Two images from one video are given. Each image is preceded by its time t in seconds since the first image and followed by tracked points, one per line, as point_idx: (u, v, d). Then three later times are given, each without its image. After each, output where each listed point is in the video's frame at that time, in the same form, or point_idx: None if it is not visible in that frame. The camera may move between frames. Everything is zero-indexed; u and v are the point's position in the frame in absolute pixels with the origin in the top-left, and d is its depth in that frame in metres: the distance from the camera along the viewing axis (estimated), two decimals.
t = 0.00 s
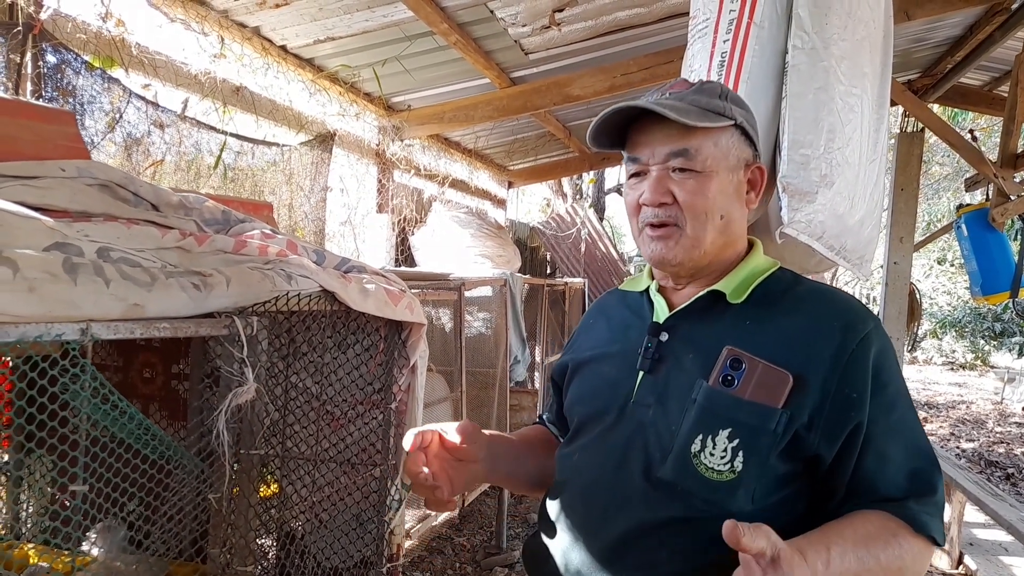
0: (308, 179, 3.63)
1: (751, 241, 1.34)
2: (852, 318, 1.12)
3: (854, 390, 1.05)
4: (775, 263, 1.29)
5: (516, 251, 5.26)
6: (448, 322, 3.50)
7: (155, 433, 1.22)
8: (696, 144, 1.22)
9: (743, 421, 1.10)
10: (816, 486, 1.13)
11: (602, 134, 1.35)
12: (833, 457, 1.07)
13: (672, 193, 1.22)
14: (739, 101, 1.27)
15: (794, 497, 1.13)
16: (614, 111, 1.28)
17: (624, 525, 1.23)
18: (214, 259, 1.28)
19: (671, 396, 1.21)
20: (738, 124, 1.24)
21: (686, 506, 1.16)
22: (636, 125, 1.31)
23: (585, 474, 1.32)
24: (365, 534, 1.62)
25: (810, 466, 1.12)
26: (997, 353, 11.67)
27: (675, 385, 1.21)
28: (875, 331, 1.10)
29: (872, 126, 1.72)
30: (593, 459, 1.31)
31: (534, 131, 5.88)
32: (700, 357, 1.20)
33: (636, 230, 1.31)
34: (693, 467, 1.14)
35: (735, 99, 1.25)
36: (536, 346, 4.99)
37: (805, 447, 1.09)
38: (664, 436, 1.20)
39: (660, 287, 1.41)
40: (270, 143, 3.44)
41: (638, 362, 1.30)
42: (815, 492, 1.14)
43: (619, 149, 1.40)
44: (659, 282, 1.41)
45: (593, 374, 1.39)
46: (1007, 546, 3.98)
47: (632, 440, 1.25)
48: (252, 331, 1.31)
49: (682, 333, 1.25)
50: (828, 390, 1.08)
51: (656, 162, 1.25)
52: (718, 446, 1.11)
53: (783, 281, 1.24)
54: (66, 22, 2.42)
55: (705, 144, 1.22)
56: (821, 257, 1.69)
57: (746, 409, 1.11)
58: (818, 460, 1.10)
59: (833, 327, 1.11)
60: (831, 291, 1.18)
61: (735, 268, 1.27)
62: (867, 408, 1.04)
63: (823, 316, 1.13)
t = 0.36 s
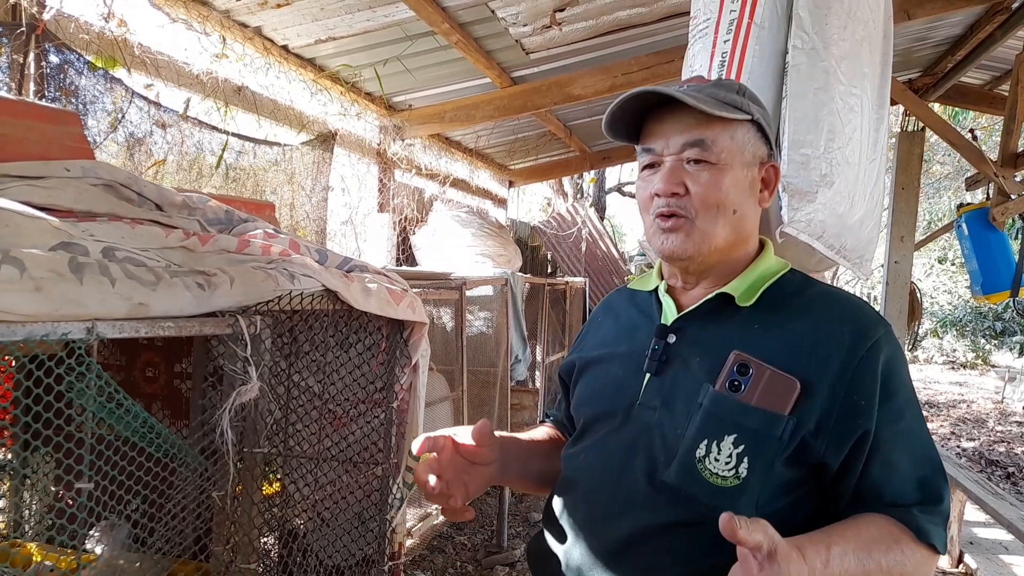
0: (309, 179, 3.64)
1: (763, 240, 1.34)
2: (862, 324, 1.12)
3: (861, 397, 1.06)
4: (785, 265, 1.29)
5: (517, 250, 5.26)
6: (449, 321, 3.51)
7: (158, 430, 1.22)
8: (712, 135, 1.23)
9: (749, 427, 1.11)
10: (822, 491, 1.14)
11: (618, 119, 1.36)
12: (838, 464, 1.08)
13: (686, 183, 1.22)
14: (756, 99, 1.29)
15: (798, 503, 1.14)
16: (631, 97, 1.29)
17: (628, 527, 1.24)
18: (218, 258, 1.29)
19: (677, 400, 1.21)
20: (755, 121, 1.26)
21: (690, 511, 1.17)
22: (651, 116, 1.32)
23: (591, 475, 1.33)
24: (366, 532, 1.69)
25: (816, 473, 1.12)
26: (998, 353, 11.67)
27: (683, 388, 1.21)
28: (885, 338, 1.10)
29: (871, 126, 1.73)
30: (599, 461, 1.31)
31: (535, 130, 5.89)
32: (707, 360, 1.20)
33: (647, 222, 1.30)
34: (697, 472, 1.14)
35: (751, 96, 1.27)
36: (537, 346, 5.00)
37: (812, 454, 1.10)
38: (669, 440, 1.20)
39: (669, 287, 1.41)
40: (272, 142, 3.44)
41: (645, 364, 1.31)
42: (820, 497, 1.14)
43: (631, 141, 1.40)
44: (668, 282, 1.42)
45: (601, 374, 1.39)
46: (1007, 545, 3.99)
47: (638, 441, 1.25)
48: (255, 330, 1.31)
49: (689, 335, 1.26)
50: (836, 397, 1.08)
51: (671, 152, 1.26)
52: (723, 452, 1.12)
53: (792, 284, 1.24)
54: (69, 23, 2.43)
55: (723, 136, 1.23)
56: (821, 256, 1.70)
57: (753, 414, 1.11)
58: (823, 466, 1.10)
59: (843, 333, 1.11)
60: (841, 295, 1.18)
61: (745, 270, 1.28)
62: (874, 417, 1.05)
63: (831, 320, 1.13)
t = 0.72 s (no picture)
0: (309, 179, 3.65)
1: (773, 247, 1.35)
2: (873, 331, 1.11)
3: (873, 404, 1.04)
4: (795, 270, 1.30)
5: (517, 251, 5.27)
6: (450, 322, 3.51)
7: (160, 431, 1.23)
8: (726, 146, 1.22)
9: (761, 431, 1.11)
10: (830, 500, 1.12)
11: (626, 136, 1.35)
12: (847, 471, 1.07)
13: (702, 198, 1.22)
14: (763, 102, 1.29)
15: (806, 511, 1.12)
16: (642, 113, 1.27)
17: (633, 529, 1.24)
18: (220, 259, 1.29)
19: (687, 402, 1.22)
20: (764, 126, 1.26)
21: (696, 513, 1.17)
22: (660, 127, 1.31)
23: (595, 476, 1.32)
24: (366, 532, 1.70)
25: (824, 478, 1.11)
26: (998, 353, 11.66)
27: (692, 391, 1.22)
28: (897, 345, 1.09)
29: (870, 128, 1.73)
30: (604, 462, 1.31)
31: (535, 131, 5.89)
32: (717, 364, 1.21)
33: (662, 235, 1.31)
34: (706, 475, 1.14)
35: (759, 101, 1.26)
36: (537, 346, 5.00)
37: (820, 459, 1.09)
38: (678, 442, 1.20)
39: (679, 289, 1.42)
40: (272, 143, 3.45)
41: (653, 365, 1.32)
42: (825, 504, 1.12)
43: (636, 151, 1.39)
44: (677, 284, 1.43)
45: (606, 373, 1.39)
46: (1007, 545, 3.99)
47: (645, 443, 1.25)
48: (256, 330, 1.32)
49: (699, 338, 1.27)
50: (846, 402, 1.08)
51: (684, 166, 1.26)
52: (733, 454, 1.13)
53: (802, 290, 1.24)
54: (70, 24, 2.45)
55: (735, 145, 1.23)
56: (819, 257, 1.70)
57: (763, 418, 1.11)
58: (832, 472, 1.09)
59: (854, 339, 1.11)
60: (851, 301, 1.18)
61: (756, 274, 1.29)
62: (884, 423, 1.04)
63: (843, 326, 1.13)
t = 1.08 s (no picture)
0: (309, 180, 3.65)
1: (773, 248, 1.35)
2: (876, 331, 1.12)
3: (879, 406, 1.06)
4: (795, 270, 1.30)
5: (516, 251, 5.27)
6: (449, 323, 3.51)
7: (158, 433, 1.23)
8: (755, 130, 1.23)
9: (777, 436, 1.10)
10: (836, 499, 1.15)
11: (661, 103, 1.36)
12: (856, 474, 1.08)
13: (722, 172, 1.21)
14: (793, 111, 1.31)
15: (816, 512, 1.14)
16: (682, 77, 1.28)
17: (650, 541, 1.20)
18: (217, 261, 1.30)
19: (697, 408, 1.19)
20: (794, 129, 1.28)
21: (715, 522, 1.14)
22: (695, 103, 1.32)
23: (603, 485, 1.28)
24: (364, 532, 1.69)
25: (833, 478, 1.12)
26: (998, 354, 11.64)
27: (702, 396, 1.19)
28: (899, 346, 1.10)
29: (866, 130, 1.74)
30: (612, 470, 1.27)
31: (534, 132, 5.89)
32: (725, 368, 1.19)
33: (672, 208, 1.28)
34: (724, 483, 1.12)
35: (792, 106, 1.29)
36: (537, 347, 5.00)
37: (833, 463, 1.10)
38: (693, 450, 1.17)
39: (679, 290, 1.40)
40: (271, 144, 3.45)
41: (658, 369, 1.29)
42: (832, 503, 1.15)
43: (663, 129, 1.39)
44: (678, 285, 1.40)
45: (607, 380, 1.36)
46: (1005, 546, 3.99)
47: (656, 451, 1.22)
48: (254, 332, 1.33)
49: (706, 342, 1.24)
50: (853, 404, 1.08)
51: (711, 141, 1.26)
52: (751, 461, 1.10)
53: (805, 290, 1.24)
54: (70, 26, 2.45)
55: (763, 133, 1.23)
56: (817, 259, 1.71)
57: (777, 423, 1.10)
58: (841, 474, 1.10)
59: (858, 341, 1.11)
60: (851, 301, 1.19)
61: (758, 275, 1.28)
62: (890, 424, 1.06)
63: (847, 327, 1.14)
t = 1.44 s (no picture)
0: (308, 178, 3.65)
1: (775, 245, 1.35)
2: (880, 327, 1.12)
3: (885, 400, 1.06)
4: (799, 267, 1.30)
5: (515, 249, 5.27)
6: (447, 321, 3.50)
7: (156, 429, 1.24)
8: (744, 131, 1.23)
9: (781, 432, 1.10)
10: (842, 494, 1.15)
11: (645, 119, 1.34)
12: (865, 468, 1.08)
13: (717, 180, 1.22)
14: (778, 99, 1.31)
15: (822, 508, 1.14)
16: (664, 94, 1.26)
17: (657, 537, 1.20)
18: (215, 258, 1.30)
19: (703, 405, 1.19)
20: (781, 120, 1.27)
21: (721, 518, 1.15)
22: (678, 112, 1.31)
23: (610, 482, 1.28)
24: (364, 529, 1.70)
25: (840, 474, 1.12)
26: (997, 351, 11.63)
27: (707, 394, 1.19)
28: (903, 341, 1.11)
29: (864, 127, 1.74)
30: (619, 468, 1.27)
31: (533, 130, 5.89)
32: (731, 365, 1.19)
33: (671, 220, 1.29)
34: (730, 479, 1.12)
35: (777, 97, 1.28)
36: (536, 344, 5.00)
37: (841, 458, 1.09)
38: (698, 447, 1.18)
39: (683, 289, 1.38)
40: (270, 141, 3.45)
41: (664, 368, 1.28)
42: (841, 499, 1.15)
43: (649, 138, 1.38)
44: (681, 283, 1.39)
45: (612, 379, 1.35)
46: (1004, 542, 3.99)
47: (662, 449, 1.22)
48: (252, 329, 1.34)
49: (711, 339, 1.24)
50: (858, 400, 1.08)
51: (701, 149, 1.25)
52: (756, 458, 1.11)
53: (808, 286, 1.24)
54: (68, 23, 2.45)
55: (752, 133, 1.23)
56: (815, 256, 1.71)
57: (782, 420, 1.10)
58: (850, 469, 1.10)
59: (863, 336, 1.11)
60: (856, 297, 1.19)
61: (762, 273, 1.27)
62: (897, 418, 1.05)
63: (852, 324, 1.14)
